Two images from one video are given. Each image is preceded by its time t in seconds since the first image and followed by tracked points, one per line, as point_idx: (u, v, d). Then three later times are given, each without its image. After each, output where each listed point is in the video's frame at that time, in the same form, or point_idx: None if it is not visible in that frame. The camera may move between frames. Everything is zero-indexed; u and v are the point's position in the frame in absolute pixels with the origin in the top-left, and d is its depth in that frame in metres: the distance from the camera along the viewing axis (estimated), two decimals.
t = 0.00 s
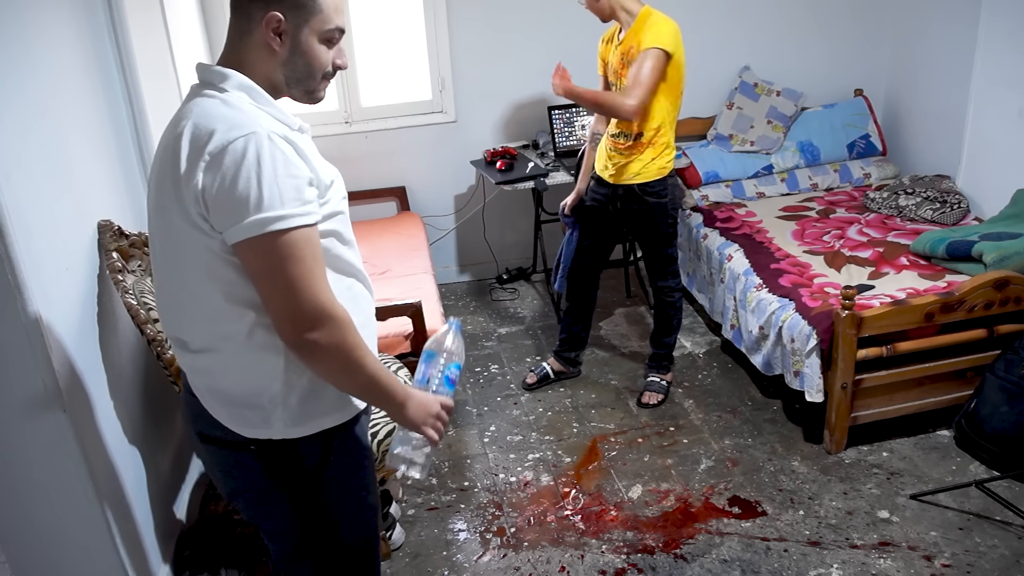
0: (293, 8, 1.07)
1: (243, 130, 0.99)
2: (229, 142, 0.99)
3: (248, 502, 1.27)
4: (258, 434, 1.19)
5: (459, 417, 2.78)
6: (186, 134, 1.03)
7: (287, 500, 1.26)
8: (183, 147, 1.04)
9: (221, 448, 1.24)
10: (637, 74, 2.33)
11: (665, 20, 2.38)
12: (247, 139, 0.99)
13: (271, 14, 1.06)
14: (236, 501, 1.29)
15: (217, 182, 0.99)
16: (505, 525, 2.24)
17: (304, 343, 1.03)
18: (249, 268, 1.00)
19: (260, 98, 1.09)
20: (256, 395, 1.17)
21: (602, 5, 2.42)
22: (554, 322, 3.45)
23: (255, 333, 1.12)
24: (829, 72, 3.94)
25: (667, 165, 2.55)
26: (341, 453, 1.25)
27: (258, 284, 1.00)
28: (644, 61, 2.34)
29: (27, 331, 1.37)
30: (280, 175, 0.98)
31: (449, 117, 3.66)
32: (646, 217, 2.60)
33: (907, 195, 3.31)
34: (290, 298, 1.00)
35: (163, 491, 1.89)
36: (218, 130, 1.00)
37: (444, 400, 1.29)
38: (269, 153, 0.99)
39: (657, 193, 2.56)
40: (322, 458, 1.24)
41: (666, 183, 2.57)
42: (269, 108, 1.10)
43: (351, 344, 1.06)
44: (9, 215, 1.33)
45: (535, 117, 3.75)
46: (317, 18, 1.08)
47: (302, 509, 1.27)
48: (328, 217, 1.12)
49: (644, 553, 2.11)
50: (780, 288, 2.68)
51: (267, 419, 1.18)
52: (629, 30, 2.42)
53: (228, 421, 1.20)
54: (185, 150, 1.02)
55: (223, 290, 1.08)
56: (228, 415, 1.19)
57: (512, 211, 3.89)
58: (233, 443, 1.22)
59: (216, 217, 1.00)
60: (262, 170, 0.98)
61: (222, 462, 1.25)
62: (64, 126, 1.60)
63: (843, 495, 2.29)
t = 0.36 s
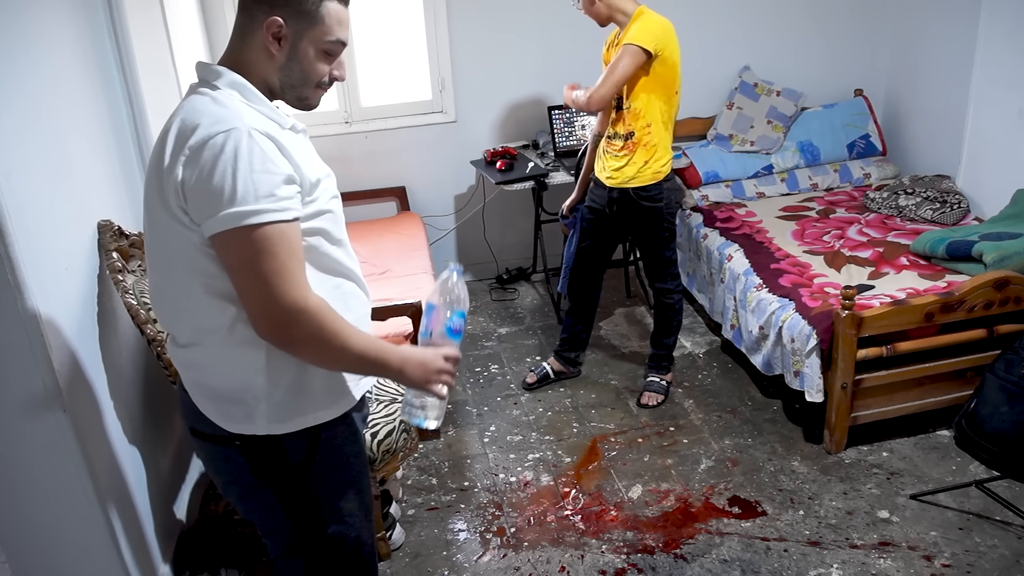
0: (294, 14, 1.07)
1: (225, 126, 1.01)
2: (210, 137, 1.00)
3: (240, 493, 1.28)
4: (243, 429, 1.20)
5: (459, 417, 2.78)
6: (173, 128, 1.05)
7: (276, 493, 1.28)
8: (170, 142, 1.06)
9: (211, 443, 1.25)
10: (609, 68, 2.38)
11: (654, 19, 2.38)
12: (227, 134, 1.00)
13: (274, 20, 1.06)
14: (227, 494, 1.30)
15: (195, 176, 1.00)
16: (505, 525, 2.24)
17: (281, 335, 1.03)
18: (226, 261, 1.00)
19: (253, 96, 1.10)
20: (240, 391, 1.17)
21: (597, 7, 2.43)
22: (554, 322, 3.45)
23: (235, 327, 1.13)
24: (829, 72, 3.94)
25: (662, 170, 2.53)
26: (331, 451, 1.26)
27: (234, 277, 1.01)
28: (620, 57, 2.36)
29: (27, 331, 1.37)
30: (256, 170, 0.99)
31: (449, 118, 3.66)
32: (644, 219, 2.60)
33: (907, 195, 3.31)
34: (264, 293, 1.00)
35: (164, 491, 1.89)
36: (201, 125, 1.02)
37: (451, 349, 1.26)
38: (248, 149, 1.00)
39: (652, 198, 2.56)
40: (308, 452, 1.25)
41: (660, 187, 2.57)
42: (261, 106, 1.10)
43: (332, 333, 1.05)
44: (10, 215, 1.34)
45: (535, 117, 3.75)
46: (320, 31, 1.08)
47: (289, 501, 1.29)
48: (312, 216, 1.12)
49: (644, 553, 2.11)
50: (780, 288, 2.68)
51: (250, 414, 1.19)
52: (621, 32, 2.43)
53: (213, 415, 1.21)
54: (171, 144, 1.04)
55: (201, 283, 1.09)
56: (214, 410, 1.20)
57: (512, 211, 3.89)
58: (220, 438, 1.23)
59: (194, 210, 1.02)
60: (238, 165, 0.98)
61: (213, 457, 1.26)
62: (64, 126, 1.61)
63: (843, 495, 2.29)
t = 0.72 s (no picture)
0: (308, 9, 1.10)
1: (213, 127, 1.00)
2: (198, 137, 1.00)
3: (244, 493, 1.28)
4: (239, 428, 1.20)
5: (459, 417, 2.78)
6: (166, 127, 1.05)
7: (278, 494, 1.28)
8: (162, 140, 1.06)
9: (211, 442, 1.25)
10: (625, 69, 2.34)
11: (663, 20, 2.38)
12: (216, 135, 1.00)
13: (288, 18, 1.09)
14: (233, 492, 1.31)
15: (183, 175, 1.00)
16: (505, 525, 2.24)
17: (270, 332, 1.04)
18: (214, 258, 1.01)
19: (245, 96, 1.09)
20: (235, 390, 1.17)
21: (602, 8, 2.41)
22: (554, 322, 3.45)
23: (227, 326, 1.14)
24: (830, 72, 3.94)
25: (666, 169, 2.54)
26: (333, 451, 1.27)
27: (222, 274, 1.01)
28: (636, 58, 2.33)
29: (27, 331, 1.36)
30: (243, 170, 0.99)
31: (449, 117, 3.66)
32: (644, 217, 2.60)
33: (907, 195, 3.31)
34: (252, 289, 1.00)
35: (163, 491, 1.89)
36: (191, 125, 1.02)
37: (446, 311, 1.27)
38: (235, 149, 0.99)
39: (657, 197, 2.57)
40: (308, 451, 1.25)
41: (664, 187, 2.57)
42: (254, 106, 1.10)
43: (322, 327, 1.06)
44: (10, 215, 1.33)
45: (535, 117, 3.75)
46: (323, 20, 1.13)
47: (293, 502, 1.29)
48: (304, 215, 1.12)
49: (644, 553, 2.11)
50: (780, 288, 2.68)
51: (245, 413, 1.19)
52: (628, 33, 2.42)
53: (209, 414, 1.21)
54: (163, 143, 1.05)
55: (193, 279, 1.10)
56: (209, 410, 1.20)
57: (512, 211, 3.89)
58: (216, 437, 1.24)
59: (183, 210, 1.02)
60: (225, 165, 0.98)
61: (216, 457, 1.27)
62: (63, 126, 1.60)
63: (843, 495, 2.29)
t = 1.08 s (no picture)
0: (303, 8, 1.12)
1: (212, 124, 1.00)
2: (197, 134, 1.00)
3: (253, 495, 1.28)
4: (241, 430, 1.20)
5: (458, 417, 2.78)
6: (164, 126, 1.05)
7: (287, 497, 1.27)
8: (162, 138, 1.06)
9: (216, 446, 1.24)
10: (638, 59, 2.31)
11: (672, 16, 2.38)
12: (214, 131, 1.00)
13: (286, 16, 1.10)
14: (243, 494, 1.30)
15: (183, 172, 1.01)
16: (505, 525, 2.24)
17: (269, 327, 1.05)
18: (213, 255, 1.01)
19: (243, 95, 1.09)
20: (236, 390, 1.17)
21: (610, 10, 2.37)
22: (554, 322, 3.45)
23: (228, 325, 1.14)
24: (829, 72, 3.94)
25: (669, 167, 2.55)
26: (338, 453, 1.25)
27: (222, 270, 1.02)
28: (650, 51, 2.31)
29: (29, 331, 1.37)
30: (241, 166, 0.99)
31: (449, 118, 3.66)
32: (645, 217, 2.60)
33: (907, 195, 3.31)
34: (252, 284, 1.01)
35: (163, 491, 1.89)
36: (190, 122, 1.02)
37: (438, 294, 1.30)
38: (234, 146, 1.00)
39: (660, 195, 2.57)
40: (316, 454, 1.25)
41: (667, 183, 2.57)
42: (252, 105, 1.10)
43: (320, 320, 1.07)
44: (10, 215, 1.34)
45: (535, 117, 3.76)
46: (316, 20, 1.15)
47: (302, 504, 1.29)
48: (304, 211, 1.12)
49: (644, 553, 2.11)
50: (780, 288, 2.68)
51: (248, 414, 1.18)
52: (633, 31, 2.42)
53: (212, 416, 1.21)
54: (162, 141, 1.05)
55: (194, 278, 1.10)
56: (212, 412, 1.20)
57: (512, 211, 3.89)
58: (221, 440, 1.23)
59: (183, 206, 1.02)
60: (224, 161, 0.99)
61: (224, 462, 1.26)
62: (63, 126, 1.61)
63: (843, 495, 2.29)
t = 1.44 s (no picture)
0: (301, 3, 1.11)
1: (233, 137, 0.99)
2: (219, 148, 0.99)
3: (273, 502, 1.27)
4: (273, 437, 1.20)
5: (458, 417, 2.78)
6: (178, 139, 1.03)
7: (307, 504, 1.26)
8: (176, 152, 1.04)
9: (240, 453, 1.24)
10: (650, 66, 2.29)
11: (674, 17, 2.37)
12: (237, 144, 0.99)
13: (285, 11, 1.09)
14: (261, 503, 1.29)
15: (207, 189, 0.99)
16: (505, 525, 2.24)
17: (303, 342, 1.05)
18: (243, 273, 1.01)
19: (251, 100, 1.09)
20: (268, 398, 1.18)
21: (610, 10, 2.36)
22: (554, 322, 3.45)
23: (259, 338, 1.13)
24: (829, 72, 3.94)
25: (671, 166, 2.55)
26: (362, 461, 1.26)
27: (252, 289, 1.01)
28: (660, 57, 2.29)
29: (29, 331, 1.37)
30: (268, 180, 0.98)
31: (449, 117, 3.65)
32: (643, 216, 2.60)
33: (907, 195, 3.31)
34: (284, 301, 1.01)
35: (164, 491, 1.89)
36: (209, 136, 1.00)
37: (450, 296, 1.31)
38: (258, 158, 0.99)
39: (662, 193, 2.57)
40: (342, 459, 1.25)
41: (669, 183, 2.58)
42: (261, 110, 1.10)
43: (350, 333, 1.07)
44: (10, 215, 1.33)
45: (535, 116, 3.76)
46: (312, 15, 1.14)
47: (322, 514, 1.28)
48: (327, 218, 1.12)
49: (644, 553, 2.11)
50: (780, 288, 2.68)
51: (282, 423, 1.19)
52: (635, 33, 2.42)
53: (241, 425, 1.21)
54: (177, 155, 1.03)
55: (220, 294, 1.09)
56: (241, 420, 1.20)
57: (512, 211, 3.89)
58: (247, 447, 1.23)
59: (208, 223, 1.01)
60: (250, 176, 0.98)
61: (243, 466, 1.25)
62: (63, 126, 1.60)
63: (843, 495, 2.29)
